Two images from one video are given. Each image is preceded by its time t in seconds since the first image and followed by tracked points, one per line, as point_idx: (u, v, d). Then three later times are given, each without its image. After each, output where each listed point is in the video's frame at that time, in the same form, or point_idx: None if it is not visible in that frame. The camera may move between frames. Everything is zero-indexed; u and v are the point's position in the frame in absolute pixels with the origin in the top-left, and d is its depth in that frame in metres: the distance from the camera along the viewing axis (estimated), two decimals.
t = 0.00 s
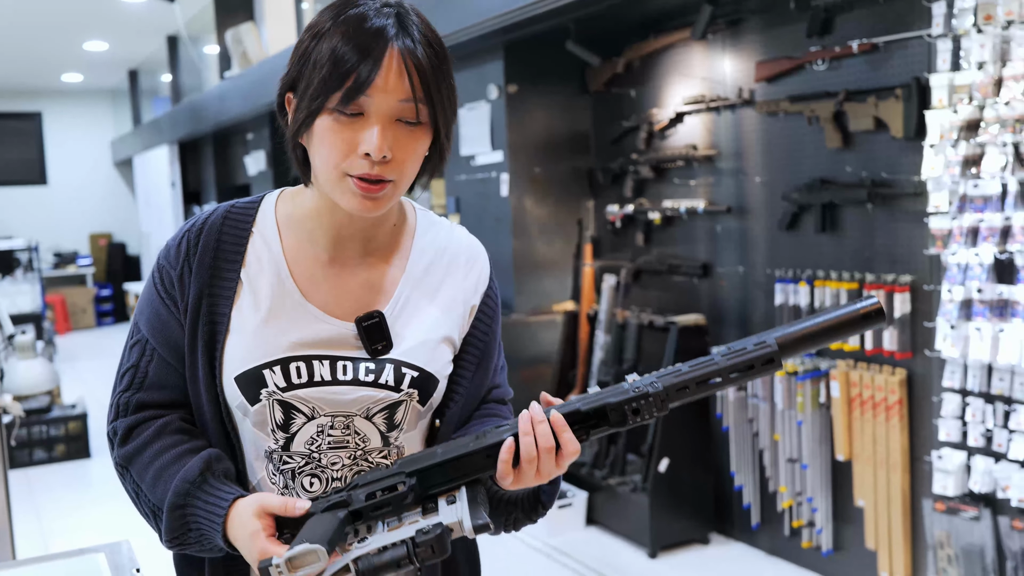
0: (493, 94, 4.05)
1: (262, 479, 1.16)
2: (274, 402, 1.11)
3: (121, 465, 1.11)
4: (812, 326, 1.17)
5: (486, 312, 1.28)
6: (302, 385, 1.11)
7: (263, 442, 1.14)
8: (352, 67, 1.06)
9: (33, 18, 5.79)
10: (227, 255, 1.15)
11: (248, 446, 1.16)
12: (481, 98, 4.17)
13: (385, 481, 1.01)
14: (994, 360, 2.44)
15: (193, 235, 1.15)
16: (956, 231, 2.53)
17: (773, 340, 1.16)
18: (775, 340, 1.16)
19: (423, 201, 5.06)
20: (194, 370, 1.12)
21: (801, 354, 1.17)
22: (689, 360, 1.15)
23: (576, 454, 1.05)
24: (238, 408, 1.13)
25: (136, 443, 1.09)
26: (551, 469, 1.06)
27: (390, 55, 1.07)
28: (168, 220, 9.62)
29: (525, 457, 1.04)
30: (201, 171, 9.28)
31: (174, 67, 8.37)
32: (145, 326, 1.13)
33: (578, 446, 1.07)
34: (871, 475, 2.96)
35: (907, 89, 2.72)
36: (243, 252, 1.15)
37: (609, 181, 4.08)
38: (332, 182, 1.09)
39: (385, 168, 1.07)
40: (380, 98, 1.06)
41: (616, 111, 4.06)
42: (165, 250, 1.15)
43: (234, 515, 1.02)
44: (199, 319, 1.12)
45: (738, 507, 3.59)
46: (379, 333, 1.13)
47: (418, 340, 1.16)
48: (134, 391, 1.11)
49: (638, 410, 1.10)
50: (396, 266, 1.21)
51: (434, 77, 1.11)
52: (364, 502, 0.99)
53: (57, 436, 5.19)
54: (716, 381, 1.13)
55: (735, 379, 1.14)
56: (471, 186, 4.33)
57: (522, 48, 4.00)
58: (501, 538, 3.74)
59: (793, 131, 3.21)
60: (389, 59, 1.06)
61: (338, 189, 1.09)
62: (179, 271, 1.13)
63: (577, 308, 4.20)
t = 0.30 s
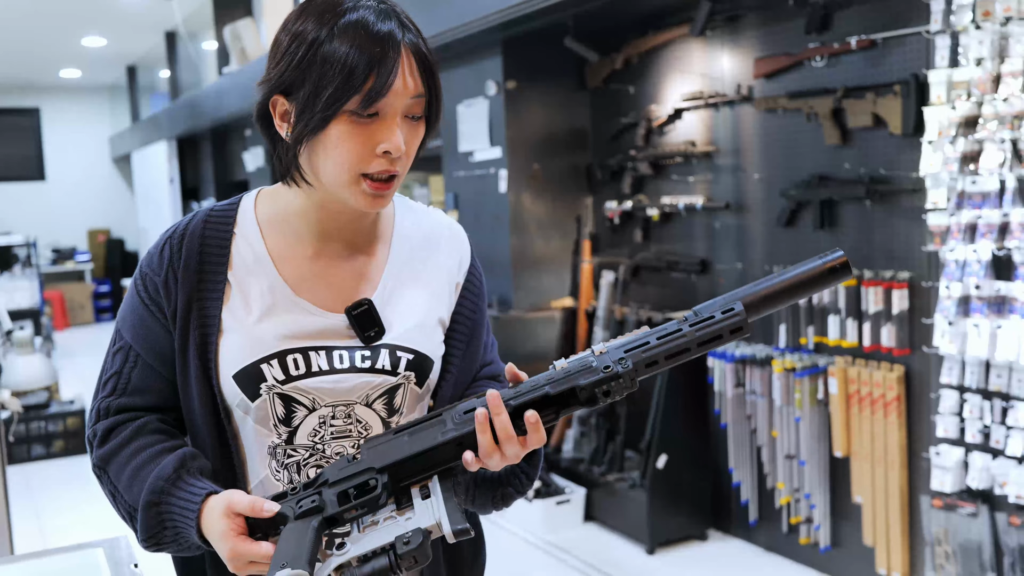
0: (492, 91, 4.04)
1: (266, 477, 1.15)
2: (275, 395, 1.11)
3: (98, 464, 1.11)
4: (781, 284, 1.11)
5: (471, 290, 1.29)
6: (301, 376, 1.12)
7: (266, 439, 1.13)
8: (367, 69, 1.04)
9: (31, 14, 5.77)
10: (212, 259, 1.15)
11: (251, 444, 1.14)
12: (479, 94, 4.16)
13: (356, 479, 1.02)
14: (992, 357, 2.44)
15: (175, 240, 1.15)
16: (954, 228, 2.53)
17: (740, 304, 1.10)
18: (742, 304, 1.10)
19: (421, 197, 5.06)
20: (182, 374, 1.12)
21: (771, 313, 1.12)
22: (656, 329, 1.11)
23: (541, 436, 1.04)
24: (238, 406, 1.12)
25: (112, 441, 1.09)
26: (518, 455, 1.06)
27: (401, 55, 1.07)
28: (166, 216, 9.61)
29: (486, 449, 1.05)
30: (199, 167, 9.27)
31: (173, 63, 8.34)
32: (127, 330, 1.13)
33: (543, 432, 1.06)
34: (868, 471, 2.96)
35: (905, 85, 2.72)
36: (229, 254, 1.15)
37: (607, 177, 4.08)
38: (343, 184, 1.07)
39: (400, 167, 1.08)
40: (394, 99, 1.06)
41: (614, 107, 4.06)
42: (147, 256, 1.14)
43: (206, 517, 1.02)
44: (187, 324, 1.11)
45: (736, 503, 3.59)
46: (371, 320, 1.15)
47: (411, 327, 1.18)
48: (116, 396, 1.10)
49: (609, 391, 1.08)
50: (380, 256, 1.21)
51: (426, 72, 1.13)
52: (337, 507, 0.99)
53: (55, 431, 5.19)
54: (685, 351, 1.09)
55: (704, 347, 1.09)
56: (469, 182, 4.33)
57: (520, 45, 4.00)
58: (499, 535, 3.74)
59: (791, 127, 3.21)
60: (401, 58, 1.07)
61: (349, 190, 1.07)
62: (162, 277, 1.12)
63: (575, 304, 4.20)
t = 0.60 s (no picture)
0: (492, 89, 4.04)
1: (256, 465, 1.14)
2: (265, 381, 1.11)
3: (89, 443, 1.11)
4: (780, 272, 1.11)
5: (467, 284, 1.28)
6: (292, 362, 1.11)
7: (256, 425, 1.13)
8: (366, 63, 1.04)
9: (32, 12, 5.77)
10: (208, 250, 1.15)
11: (242, 430, 1.14)
12: (479, 93, 4.16)
13: (356, 452, 1.02)
14: (992, 357, 2.44)
15: (174, 232, 1.16)
16: (955, 228, 2.53)
17: (740, 290, 1.10)
18: (741, 290, 1.10)
19: (421, 196, 5.06)
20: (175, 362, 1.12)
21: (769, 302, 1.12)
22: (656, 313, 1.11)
23: (542, 417, 1.05)
24: (230, 392, 1.12)
25: (98, 416, 1.09)
26: (519, 432, 1.06)
27: (400, 53, 1.07)
28: (166, 214, 9.62)
29: (489, 423, 1.04)
30: (199, 166, 9.27)
31: (173, 62, 8.35)
32: (128, 317, 1.14)
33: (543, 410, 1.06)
34: (868, 470, 2.96)
35: (906, 85, 2.72)
36: (225, 243, 1.16)
37: (607, 177, 4.07)
38: (338, 175, 1.07)
39: (394, 159, 1.07)
40: (391, 93, 1.06)
41: (614, 106, 4.06)
42: (149, 247, 1.16)
43: (176, 463, 1.00)
44: (183, 312, 1.12)
45: (736, 502, 3.59)
46: (361, 308, 1.13)
47: (403, 317, 1.16)
48: (112, 381, 1.11)
49: (609, 369, 1.08)
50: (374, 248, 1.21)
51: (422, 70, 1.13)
52: (336, 478, 0.99)
53: (54, 430, 5.20)
54: (685, 333, 1.08)
55: (704, 331, 1.09)
56: (470, 181, 4.33)
57: (521, 43, 4.00)
58: (499, 533, 3.74)
59: (791, 126, 3.21)
60: (399, 55, 1.07)
61: (343, 181, 1.07)
62: (160, 267, 1.13)
63: (575, 303, 4.20)
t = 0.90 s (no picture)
0: (493, 88, 4.05)
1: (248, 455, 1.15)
2: (262, 370, 1.12)
3: (109, 424, 1.04)
4: (762, 315, 1.06)
5: (465, 283, 1.28)
6: (289, 354, 1.12)
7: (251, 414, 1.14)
8: (340, 63, 1.04)
9: (33, 10, 5.78)
10: (214, 236, 1.15)
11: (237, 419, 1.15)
12: (480, 91, 4.17)
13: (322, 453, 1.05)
14: (993, 356, 2.44)
15: (182, 219, 1.16)
16: (956, 227, 2.53)
17: (718, 331, 1.05)
18: (718, 330, 1.05)
19: (422, 194, 5.06)
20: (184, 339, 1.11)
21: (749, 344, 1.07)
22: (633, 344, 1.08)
23: (500, 439, 1.04)
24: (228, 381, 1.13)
25: (127, 386, 1.03)
26: (479, 452, 1.06)
27: (377, 53, 1.07)
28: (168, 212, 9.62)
29: (448, 440, 1.04)
30: (201, 164, 9.27)
31: (174, 59, 8.35)
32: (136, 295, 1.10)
33: (504, 431, 1.05)
34: (869, 469, 2.96)
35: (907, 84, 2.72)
36: (231, 232, 1.16)
37: (608, 175, 4.08)
38: (314, 172, 1.08)
39: (367, 158, 1.07)
40: (366, 92, 1.06)
41: (615, 104, 4.06)
42: (154, 233, 1.15)
43: (283, 402, 1.00)
44: (194, 289, 1.11)
45: (736, 501, 3.59)
46: (357, 303, 1.14)
47: (398, 312, 1.17)
48: (126, 355, 1.06)
49: (572, 400, 1.07)
50: (371, 244, 1.21)
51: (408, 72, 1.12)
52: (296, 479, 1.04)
53: (55, 427, 5.20)
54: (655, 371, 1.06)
55: (675, 370, 1.06)
56: (471, 179, 4.33)
57: (522, 42, 4.00)
58: (499, 531, 3.75)
59: (793, 125, 3.21)
60: (376, 56, 1.06)
61: (319, 178, 1.08)
62: (170, 250, 1.13)
63: (576, 301, 4.20)
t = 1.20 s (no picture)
0: (493, 85, 4.05)
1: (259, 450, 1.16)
2: (273, 367, 1.13)
3: (133, 427, 1.04)
4: (761, 346, 1.04)
5: (467, 278, 1.28)
6: (299, 351, 1.12)
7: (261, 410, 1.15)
8: (317, 48, 1.05)
9: (33, 6, 5.78)
10: (220, 232, 1.14)
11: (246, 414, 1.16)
12: (480, 88, 4.17)
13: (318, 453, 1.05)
14: (992, 352, 2.45)
15: (186, 214, 1.14)
16: (956, 224, 2.53)
17: (712, 361, 1.05)
18: (714, 361, 1.04)
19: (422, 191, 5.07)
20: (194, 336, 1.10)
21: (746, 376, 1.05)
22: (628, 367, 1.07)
23: (491, 453, 1.05)
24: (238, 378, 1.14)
25: (150, 388, 1.03)
26: (472, 461, 1.07)
27: (355, 35, 1.06)
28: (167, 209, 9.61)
29: (441, 449, 1.04)
30: (200, 160, 9.26)
31: (173, 55, 8.35)
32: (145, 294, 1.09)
33: (496, 443, 1.06)
34: (868, 466, 2.96)
35: (907, 81, 2.72)
36: (236, 230, 1.15)
37: (608, 172, 4.08)
38: (301, 158, 1.09)
39: (350, 142, 1.07)
40: (344, 76, 1.06)
41: (615, 102, 4.06)
42: (157, 229, 1.14)
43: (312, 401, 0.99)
44: (201, 287, 1.11)
45: (735, 498, 3.60)
46: (365, 300, 1.13)
47: (405, 308, 1.17)
48: (140, 355, 1.06)
49: (561, 419, 1.07)
50: (377, 239, 1.21)
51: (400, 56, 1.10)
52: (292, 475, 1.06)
53: (54, 424, 5.20)
54: (648, 397, 1.05)
55: (670, 397, 1.05)
56: (470, 177, 4.33)
57: (521, 39, 4.00)
58: (499, 528, 3.75)
59: (793, 122, 3.21)
60: (354, 38, 1.06)
61: (305, 164, 1.08)
62: (176, 246, 1.12)
63: (576, 298, 4.20)
